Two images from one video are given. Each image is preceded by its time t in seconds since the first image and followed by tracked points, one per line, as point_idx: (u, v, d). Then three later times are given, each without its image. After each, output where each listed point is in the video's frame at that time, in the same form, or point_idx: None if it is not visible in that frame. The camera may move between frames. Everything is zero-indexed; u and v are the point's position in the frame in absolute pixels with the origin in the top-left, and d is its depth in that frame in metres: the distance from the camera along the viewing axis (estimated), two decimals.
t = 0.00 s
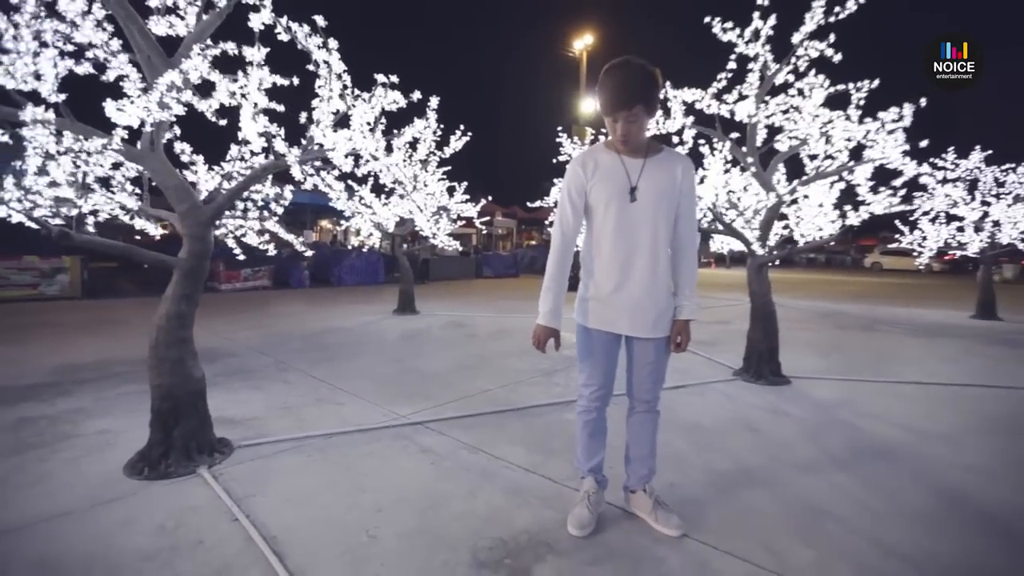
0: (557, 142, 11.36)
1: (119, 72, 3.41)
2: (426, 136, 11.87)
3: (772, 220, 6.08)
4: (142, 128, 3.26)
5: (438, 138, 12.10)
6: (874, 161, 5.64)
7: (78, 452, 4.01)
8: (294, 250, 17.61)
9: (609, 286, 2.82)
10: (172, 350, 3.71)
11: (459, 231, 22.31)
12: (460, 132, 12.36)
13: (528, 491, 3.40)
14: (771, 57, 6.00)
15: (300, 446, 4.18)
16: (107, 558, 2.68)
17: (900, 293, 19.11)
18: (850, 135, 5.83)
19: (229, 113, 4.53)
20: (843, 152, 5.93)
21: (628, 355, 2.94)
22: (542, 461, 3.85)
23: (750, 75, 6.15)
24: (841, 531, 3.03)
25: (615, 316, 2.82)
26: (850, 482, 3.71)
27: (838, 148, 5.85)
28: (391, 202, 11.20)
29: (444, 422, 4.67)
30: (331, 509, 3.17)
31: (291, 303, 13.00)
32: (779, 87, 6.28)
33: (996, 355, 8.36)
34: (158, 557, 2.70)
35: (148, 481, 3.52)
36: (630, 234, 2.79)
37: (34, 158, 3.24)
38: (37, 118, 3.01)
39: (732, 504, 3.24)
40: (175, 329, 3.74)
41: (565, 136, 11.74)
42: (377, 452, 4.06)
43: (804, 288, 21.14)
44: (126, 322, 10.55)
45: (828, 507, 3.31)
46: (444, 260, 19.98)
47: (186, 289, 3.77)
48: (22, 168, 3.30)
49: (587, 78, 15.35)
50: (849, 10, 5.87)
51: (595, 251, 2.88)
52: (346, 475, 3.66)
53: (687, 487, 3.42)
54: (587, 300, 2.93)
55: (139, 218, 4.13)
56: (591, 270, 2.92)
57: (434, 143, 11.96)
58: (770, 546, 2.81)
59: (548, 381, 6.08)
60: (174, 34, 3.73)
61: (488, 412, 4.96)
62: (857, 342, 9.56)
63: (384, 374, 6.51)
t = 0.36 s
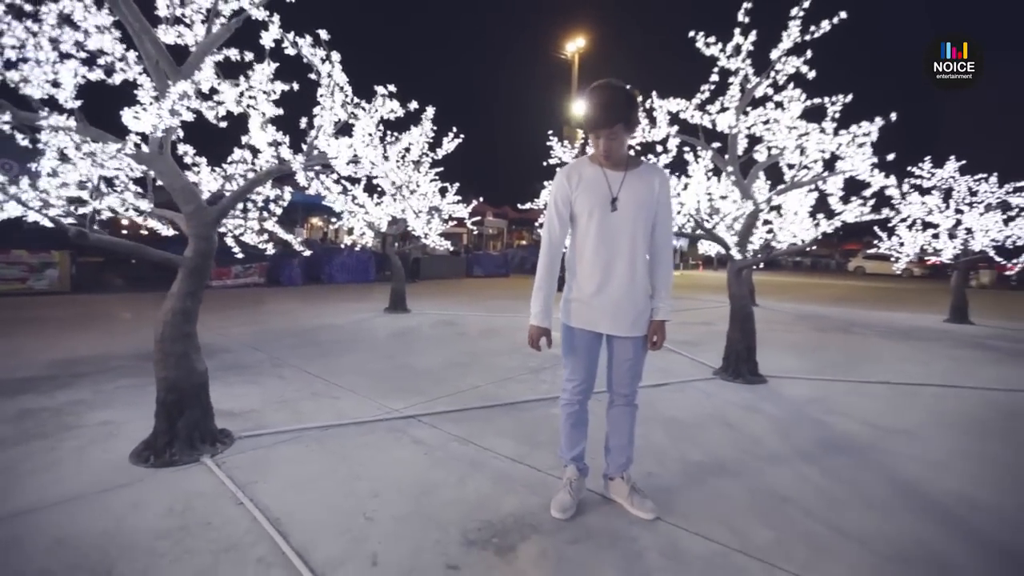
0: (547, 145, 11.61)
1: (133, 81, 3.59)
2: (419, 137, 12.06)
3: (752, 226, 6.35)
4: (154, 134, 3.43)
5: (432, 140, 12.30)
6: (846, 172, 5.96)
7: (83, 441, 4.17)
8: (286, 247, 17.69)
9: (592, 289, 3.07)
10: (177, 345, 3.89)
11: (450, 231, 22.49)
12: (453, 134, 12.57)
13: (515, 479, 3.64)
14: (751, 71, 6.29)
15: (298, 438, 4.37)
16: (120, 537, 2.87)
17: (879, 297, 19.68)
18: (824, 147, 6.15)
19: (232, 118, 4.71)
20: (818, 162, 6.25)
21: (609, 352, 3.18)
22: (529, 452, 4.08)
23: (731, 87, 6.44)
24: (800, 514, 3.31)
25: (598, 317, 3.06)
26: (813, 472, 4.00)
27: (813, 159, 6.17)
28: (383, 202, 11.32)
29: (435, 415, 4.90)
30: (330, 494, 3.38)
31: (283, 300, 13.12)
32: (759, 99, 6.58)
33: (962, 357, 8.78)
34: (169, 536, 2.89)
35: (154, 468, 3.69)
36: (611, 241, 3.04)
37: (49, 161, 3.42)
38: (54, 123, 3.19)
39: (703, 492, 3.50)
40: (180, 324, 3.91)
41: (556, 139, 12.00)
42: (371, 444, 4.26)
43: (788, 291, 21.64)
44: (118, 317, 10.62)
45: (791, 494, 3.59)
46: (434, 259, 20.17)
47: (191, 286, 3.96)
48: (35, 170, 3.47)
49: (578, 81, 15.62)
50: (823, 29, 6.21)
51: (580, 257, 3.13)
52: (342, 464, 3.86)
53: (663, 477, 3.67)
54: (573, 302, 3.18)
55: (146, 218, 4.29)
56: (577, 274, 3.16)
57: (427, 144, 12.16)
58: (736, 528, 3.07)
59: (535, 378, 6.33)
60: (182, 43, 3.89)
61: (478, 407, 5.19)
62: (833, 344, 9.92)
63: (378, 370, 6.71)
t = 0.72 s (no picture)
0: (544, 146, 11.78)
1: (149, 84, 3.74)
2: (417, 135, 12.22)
3: (740, 233, 6.54)
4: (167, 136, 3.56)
5: (431, 138, 12.46)
6: (829, 183, 6.19)
7: (91, 427, 4.33)
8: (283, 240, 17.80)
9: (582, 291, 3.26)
10: (184, 336, 4.06)
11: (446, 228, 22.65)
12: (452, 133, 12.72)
13: (505, 469, 3.83)
14: (742, 83, 6.51)
15: (297, 427, 4.55)
16: (131, 516, 3.04)
17: (868, 302, 20.00)
18: (810, 158, 6.38)
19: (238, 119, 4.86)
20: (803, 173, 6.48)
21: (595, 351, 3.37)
22: (519, 445, 4.28)
23: (723, 97, 6.65)
24: (770, 506, 3.52)
25: (587, 317, 3.24)
26: (787, 468, 4.22)
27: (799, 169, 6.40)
28: (381, 199, 11.41)
29: (430, 409, 5.09)
30: (329, 480, 3.56)
31: (280, 294, 13.24)
32: (750, 110, 6.79)
33: (942, 362, 9.05)
34: (178, 516, 3.06)
35: (160, 454, 3.86)
36: (601, 246, 3.24)
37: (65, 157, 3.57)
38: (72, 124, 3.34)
39: (682, 485, 3.71)
40: (187, 316, 4.08)
41: (553, 140, 12.17)
42: (369, 434, 4.45)
43: (778, 294, 22.00)
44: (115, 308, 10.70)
45: (765, 487, 3.81)
46: (430, 255, 20.34)
47: (197, 280, 4.12)
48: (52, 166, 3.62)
49: (577, 82, 15.77)
50: (811, 45, 6.44)
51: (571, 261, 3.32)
52: (340, 453, 4.05)
53: (645, 470, 3.88)
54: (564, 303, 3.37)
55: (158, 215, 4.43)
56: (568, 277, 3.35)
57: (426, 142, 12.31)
58: (710, 518, 3.28)
59: (527, 375, 6.53)
60: (193, 46, 4.02)
61: (471, 401, 5.38)
62: (818, 347, 10.19)
63: (374, 364, 6.90)
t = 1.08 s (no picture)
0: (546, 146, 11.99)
1: (171, 81, 3.91)
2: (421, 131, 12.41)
3: (731, 241, 6.76)
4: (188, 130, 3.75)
5: (434, 134, 12.65)
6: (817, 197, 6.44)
7: (101, 403, 4.53)
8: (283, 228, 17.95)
9: (575, 293, 3.47)
10: (195, 320, 4.26)
11: (446, 222, 22.83)
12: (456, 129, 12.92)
13: (494, 457, 4.06)
14: (738, 96, 6.74)
15: (298, 411, 4.76)
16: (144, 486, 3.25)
17: (857, 313, 20.31)
18: (800, 172, 6.62)
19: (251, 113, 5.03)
20: (793, 186, 6.73)
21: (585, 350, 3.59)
22: (508, 436, 4.51)
23: (719, 110, 6.88)
24: (741, 501, 3.77)
25: (579, 317, 3.46)
26: (760, 467, 4.47)
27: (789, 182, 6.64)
28: (382, 193, 11.54)
29: (425, 399, 5.32)
30: (330, 461, 3.78)
31: (279, 281, 13.41)
32: (745, 123, 7.03)
33: (922, 374, 9.34)
34: (188, 488, 3.28)
35: (168, 431, 4.08)
36: (594, 251, 3.46)
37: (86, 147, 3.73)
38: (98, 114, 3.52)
39: (660, 478, 3.95)
40: (197, 301, 4.28)
41: (554, 141, 12.38)
42: (366, 421, 4.67)
43: (771, 301, 22.32)
44: (116, 289, 10.86)
45: (737, 484, 4.06)
46: (429, 249, 20.54)
47: (209, 267, 4.31)
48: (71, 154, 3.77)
49: (581, 83, 15.93)
50: (806, 63, 6.70)
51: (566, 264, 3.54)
52: (339, 437, 4.26)
53: (627, 464, 4.13)
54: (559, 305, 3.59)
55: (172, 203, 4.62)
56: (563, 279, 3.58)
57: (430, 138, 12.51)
58: (684, 509, 3.52)
59: (519, 370, 6.76)
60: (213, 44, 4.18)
61: (465, 393, 5.61)
62: (803, 355, 10.47)
63: (372, 353, 7.12)
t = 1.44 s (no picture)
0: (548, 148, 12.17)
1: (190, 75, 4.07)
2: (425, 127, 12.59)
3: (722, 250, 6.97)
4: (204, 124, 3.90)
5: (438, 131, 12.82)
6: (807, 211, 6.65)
7: (107, 382, 4.70)
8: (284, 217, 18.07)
9: (568, 294, 3.66)
10: (202, 305, 4.43)
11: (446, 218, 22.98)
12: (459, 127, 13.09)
13: (484, 448, 4.25)
14: (735, 109, 6.93)
15: (297, 397, 4.94)
16: (151, 461, 3.43)
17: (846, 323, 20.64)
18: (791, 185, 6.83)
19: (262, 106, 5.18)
20: (784, 199, 6.94)
21: (575, 349, 3.78)
22: (498, 428, 4.71)
23: (717, 122, 7.08)
24: (716, 497, 3.98)
25: (571, 317, 3.65)
26: (737, 467, 4.68)
27: (780, 194, 6.84)
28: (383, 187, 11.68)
29: (420, 390, 5.51)
30: (327, 445, 3.97)
31: (278, 270, 13.55)
32: (741, 135, 7.23)
33: (903, 386, 9.59)
34: (193, 463, 3.47)
35: (173, 410, 4.26)
36: (586, 255, 3.65)
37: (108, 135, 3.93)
38: (120, 106, 3.70)
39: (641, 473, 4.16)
40: (205, 287, 4.45)
41: (556, 143, 12.55)
42: (363, 408, 4.86)
43: (763, 309, 22.58)
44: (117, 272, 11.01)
45: (714, 481, 4.27)
46: (427, 244, 20.70)
47: (216, 254, 4.48)
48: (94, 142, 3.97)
49: (586, 85, 16.09)
50: (801, 80, 6.91)
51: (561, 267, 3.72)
52: (336, 422, 4.45)
53: (610, 458, 4.33)
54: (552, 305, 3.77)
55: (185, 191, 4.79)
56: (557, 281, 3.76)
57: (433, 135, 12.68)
58: (661, 502, 3.72)
59: (512, 367, 6.96)
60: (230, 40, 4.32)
61: (458, 386, 5.80)
62: (790, 363, 10.72)
63: (369, 344, 7.31)
